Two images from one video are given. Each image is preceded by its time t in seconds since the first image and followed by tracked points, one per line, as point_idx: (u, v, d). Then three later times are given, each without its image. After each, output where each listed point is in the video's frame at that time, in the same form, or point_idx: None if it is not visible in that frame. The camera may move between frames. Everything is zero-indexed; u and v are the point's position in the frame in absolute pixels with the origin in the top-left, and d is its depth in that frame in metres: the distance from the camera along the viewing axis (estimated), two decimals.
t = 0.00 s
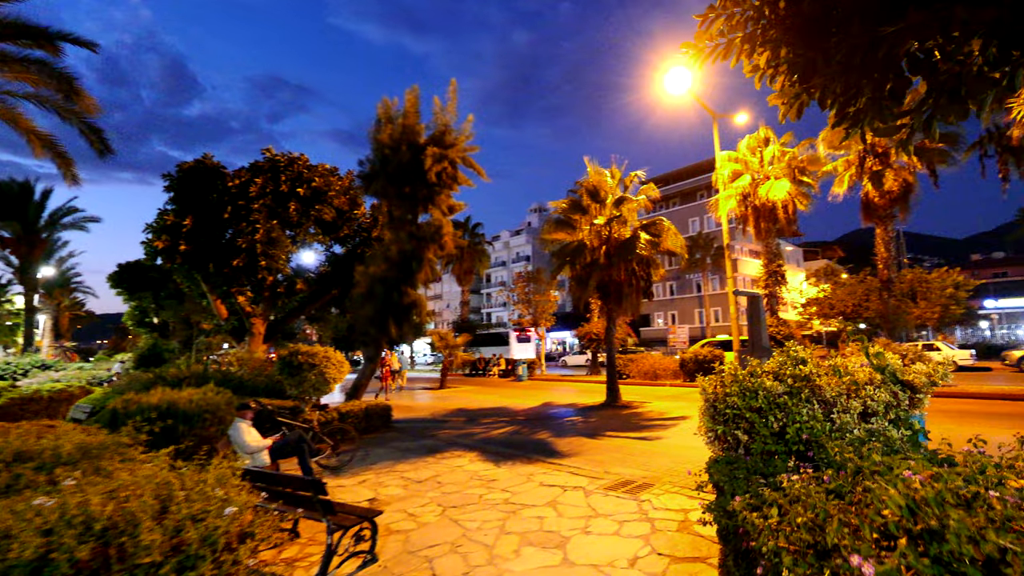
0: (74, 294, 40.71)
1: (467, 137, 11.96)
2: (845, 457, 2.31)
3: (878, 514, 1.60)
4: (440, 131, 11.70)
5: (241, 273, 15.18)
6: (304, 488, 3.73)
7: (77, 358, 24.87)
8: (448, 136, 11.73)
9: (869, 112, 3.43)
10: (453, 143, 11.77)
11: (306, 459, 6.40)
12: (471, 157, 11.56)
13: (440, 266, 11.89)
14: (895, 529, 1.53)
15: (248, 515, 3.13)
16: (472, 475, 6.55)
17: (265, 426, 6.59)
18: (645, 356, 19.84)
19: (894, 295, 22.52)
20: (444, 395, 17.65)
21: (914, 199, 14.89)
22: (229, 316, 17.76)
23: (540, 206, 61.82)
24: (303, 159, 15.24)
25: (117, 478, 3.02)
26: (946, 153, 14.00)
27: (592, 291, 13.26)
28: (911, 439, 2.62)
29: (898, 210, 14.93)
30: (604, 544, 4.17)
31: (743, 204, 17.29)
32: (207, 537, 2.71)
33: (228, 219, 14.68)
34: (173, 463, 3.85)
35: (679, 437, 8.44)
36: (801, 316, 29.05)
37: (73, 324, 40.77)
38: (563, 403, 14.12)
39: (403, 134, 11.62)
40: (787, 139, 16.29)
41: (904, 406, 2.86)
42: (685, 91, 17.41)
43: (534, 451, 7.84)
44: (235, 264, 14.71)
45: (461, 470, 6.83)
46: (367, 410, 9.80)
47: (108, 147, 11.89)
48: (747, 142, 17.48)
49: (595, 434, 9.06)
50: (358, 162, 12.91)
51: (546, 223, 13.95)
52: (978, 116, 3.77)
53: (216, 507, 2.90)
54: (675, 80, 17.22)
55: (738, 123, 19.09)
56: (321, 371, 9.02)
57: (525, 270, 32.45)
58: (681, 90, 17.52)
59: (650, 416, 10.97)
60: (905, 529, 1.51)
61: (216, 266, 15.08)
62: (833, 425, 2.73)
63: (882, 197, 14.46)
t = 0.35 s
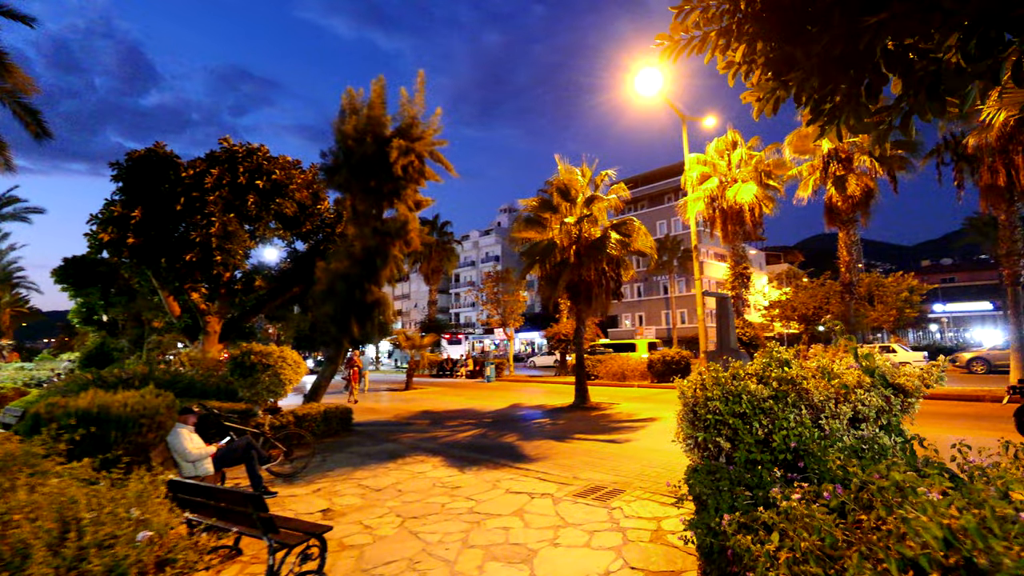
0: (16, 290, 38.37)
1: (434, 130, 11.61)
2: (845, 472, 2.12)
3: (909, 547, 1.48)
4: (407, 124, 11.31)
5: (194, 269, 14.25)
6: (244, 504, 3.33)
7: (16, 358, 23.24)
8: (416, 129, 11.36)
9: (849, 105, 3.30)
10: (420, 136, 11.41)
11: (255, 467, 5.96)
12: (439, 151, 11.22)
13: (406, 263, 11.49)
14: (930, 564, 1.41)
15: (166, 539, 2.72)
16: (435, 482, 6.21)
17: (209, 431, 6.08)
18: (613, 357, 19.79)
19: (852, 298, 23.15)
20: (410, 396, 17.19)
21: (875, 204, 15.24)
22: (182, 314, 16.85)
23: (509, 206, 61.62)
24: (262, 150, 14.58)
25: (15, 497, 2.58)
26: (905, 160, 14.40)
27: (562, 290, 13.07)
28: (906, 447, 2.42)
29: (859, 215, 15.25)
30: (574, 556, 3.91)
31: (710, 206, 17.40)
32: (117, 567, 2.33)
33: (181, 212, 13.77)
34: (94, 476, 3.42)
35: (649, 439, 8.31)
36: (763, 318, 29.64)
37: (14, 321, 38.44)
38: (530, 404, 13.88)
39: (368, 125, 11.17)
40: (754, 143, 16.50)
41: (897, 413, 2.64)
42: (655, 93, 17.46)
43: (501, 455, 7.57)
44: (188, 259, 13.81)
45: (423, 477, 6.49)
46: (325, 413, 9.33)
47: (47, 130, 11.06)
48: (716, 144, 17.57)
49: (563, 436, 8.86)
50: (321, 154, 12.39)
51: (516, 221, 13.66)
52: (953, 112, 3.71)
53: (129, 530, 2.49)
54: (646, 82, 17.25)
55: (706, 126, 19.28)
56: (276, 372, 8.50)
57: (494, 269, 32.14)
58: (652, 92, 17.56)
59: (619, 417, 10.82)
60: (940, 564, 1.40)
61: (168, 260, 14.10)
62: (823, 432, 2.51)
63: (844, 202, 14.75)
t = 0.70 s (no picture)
0: None
1: (417, 123, 11.28)
2: (866, 487, 1.89)
3: None
4: (388, 116, 10.95)
5: (166, 265, 13.58)
6: (193, 519, 2.98)
7: None
8: (398, 121, 11.01)
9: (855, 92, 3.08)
10: (402, 129, 11.07)
11: (220, 474, 5.60)
12: (421, 145, 10.90)
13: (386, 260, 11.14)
14: None
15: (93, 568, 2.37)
16: (412, 489, 5.89)
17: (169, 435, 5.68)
18: (598, 357, 19.59)
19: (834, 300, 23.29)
20: (390, 397, 16.78)
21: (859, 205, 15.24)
22: (153, 311, 16.21)
23: (494, 206, 61.31)
24: (238, 142, 14.06)
25: None
26: (888, 161, 14.45)
27: (546, 289, 12.80)
28: (926, 457, 2.20)
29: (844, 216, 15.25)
30: (557, 572, 3.65)
31: (696, 206, 17.29)
32: None
33: (153, 205, 13.07)
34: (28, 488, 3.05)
35: (634, 442, 8.08)
36: (746, 319, 29.76)
37: None
38: (513, 406, 13.58)
39: (347, 116, 10.77)
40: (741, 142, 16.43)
41: (914, 420, 2.41)
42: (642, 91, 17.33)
43: (482, 459, 7.27)
44: (160, 254, 13.14)
45: (400, 483, 6.17)
46: (300, 414, 8.92)
47: (6, 115, 10.46)
48: (701, 143, 17.47)
49: (546, 439, 8.59)
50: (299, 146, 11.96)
51: (499, 218, 13.35)
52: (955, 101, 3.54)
53: (44, 559, 2.16)
54: (633, 80, 17.11)
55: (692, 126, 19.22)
56: (246, 374, 8.00)
57: (478, 269, 31.77)
58: (639, 90, 17.40)
59: (603, 419, 10.59)
60: None
61: (140, 254, 13.36)
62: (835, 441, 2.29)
63: (829, 203, 14.71)
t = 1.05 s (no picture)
0: None
1: (404, 116, 10.94)
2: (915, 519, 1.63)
3: None
4: (374, 109, 10.60)
5: (142, 261, 12.99)
6: (142, 542, 2.64)
7: None
8: (384, 114, 10.65)
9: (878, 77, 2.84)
10: (388, 122, 10.72)
11: (187, 483, 5.24)
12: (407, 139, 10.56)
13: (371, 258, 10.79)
14: None
15: None
16: (394, 499, 5.57)
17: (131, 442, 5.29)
18: (587, 358, 19.37)
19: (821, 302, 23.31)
20: (375, 398, 16.40)
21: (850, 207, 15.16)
22: (130, 309, 15.63)
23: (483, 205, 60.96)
24: (219, 135, 13.55)
25: None
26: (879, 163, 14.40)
27: (536, 289, 12.52)
28: (971, 479, 1.94)
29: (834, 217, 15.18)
30: None
31: (686, 206, 17.13)
32: None
33: (128, 199, 12.42)
34: None
35: (624, 447, 7.83)
36: (734, 321, 29.77)
37: None
38: (501, 408, 13.29)
39: (331, 108, 10.40)
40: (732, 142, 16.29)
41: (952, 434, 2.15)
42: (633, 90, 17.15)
43: (468, 465, 6.94)
44: (135, 250, 12.56)
45: (382, 492, 5.84)
46: (278, 417, 8.55)
47: None
48: (692, 143, 17.27)
49: (535, 443, 8.30)
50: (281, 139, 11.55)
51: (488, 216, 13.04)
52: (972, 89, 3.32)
53: None
54: (624, 78, 16.93)
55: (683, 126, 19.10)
56: (221, 374, 7.58)
57: (466, 268, 31.39)
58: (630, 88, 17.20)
59: (594, 422, 10.34)
60: None
61: (115, 249, 12.71)
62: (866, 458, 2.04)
63: (820, 204, 14.61)
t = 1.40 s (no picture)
0: None
1: (396, 109, 10.65)
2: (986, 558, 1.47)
3: None
4: (366, 101, 10.30)
5: (124, 257, 12.47)
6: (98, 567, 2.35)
7: None
8: (375, 107, 10.36)
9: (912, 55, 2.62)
10: (380, 115, 10.42)
11: (163, 491, 4.90)
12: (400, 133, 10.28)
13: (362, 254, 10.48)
14: None
15: None
16: (383, 506, 5.29)
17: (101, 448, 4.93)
18: (581, 359, 19.14)
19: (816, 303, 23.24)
20: (365, 399, 16.07)
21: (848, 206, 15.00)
22: (113, 307, 15.16)
23: (476, 204, 60.61)
24: (207, 128, 13.14)
25: None
26: (877, 162, 14.27)
27: (531, 287, 12.26)
28: None
29: (832, 217, 15.03)
30: None
31: (682, 205, 16.95)
32: None
33: (111, 192, 11.89)
34: None
35: (623, 450, 7.60)
36: (728, 322, 29.68)
37: None
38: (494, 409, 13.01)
39: (321, 100, 10.09)
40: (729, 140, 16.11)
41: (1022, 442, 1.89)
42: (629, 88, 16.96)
43: (462, 470, 6.67)
44: (119, 245, 12.06)
45: (372, 499, 5.55)
46: (264, 419, 8.23)
47: None
48: (689, 141, 17.04)
49: (531, 446, 8.04)
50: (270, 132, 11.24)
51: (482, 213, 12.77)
52: (1001, 74, 3.13)
53: None
54: (620, 76, 16.73)
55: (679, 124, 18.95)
56: (203, 375, 7.24)
57: (459, 267, 31.02)
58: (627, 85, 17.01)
59: (590, 424, 10.08)
60: None
61: (98, 244, 12.27)
62: (918, 471, 1.85)
63: (819, 203, 14.44)
